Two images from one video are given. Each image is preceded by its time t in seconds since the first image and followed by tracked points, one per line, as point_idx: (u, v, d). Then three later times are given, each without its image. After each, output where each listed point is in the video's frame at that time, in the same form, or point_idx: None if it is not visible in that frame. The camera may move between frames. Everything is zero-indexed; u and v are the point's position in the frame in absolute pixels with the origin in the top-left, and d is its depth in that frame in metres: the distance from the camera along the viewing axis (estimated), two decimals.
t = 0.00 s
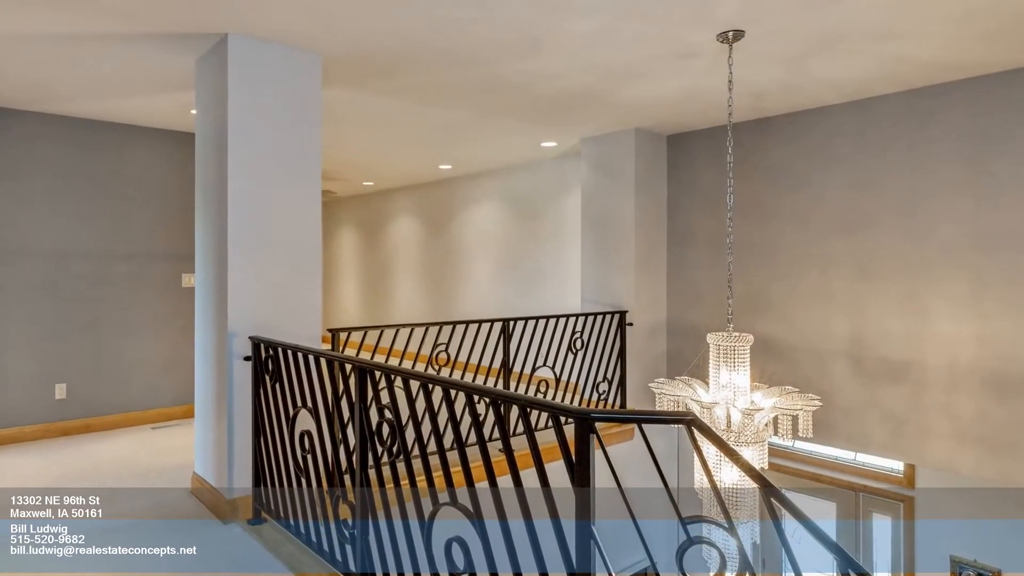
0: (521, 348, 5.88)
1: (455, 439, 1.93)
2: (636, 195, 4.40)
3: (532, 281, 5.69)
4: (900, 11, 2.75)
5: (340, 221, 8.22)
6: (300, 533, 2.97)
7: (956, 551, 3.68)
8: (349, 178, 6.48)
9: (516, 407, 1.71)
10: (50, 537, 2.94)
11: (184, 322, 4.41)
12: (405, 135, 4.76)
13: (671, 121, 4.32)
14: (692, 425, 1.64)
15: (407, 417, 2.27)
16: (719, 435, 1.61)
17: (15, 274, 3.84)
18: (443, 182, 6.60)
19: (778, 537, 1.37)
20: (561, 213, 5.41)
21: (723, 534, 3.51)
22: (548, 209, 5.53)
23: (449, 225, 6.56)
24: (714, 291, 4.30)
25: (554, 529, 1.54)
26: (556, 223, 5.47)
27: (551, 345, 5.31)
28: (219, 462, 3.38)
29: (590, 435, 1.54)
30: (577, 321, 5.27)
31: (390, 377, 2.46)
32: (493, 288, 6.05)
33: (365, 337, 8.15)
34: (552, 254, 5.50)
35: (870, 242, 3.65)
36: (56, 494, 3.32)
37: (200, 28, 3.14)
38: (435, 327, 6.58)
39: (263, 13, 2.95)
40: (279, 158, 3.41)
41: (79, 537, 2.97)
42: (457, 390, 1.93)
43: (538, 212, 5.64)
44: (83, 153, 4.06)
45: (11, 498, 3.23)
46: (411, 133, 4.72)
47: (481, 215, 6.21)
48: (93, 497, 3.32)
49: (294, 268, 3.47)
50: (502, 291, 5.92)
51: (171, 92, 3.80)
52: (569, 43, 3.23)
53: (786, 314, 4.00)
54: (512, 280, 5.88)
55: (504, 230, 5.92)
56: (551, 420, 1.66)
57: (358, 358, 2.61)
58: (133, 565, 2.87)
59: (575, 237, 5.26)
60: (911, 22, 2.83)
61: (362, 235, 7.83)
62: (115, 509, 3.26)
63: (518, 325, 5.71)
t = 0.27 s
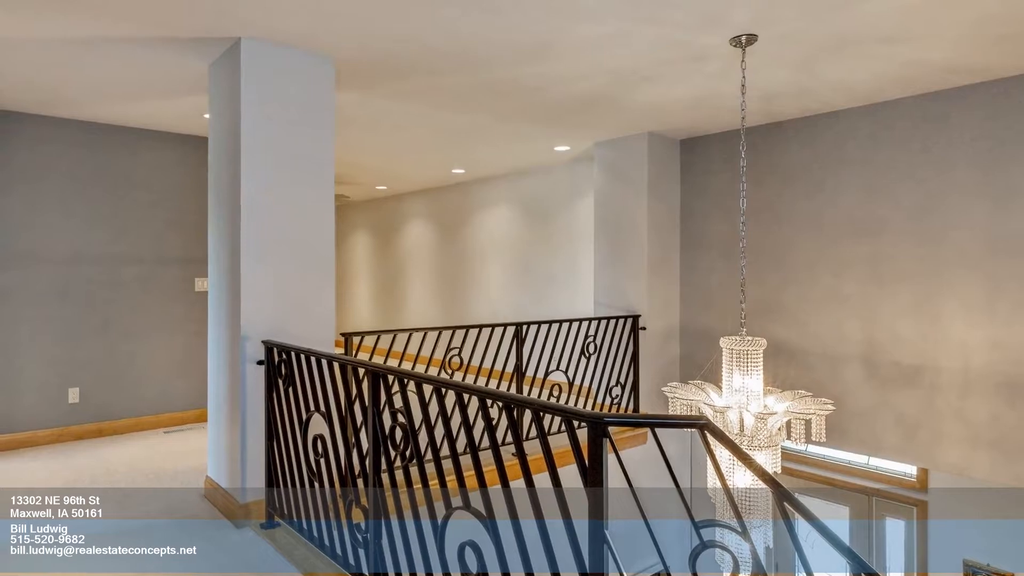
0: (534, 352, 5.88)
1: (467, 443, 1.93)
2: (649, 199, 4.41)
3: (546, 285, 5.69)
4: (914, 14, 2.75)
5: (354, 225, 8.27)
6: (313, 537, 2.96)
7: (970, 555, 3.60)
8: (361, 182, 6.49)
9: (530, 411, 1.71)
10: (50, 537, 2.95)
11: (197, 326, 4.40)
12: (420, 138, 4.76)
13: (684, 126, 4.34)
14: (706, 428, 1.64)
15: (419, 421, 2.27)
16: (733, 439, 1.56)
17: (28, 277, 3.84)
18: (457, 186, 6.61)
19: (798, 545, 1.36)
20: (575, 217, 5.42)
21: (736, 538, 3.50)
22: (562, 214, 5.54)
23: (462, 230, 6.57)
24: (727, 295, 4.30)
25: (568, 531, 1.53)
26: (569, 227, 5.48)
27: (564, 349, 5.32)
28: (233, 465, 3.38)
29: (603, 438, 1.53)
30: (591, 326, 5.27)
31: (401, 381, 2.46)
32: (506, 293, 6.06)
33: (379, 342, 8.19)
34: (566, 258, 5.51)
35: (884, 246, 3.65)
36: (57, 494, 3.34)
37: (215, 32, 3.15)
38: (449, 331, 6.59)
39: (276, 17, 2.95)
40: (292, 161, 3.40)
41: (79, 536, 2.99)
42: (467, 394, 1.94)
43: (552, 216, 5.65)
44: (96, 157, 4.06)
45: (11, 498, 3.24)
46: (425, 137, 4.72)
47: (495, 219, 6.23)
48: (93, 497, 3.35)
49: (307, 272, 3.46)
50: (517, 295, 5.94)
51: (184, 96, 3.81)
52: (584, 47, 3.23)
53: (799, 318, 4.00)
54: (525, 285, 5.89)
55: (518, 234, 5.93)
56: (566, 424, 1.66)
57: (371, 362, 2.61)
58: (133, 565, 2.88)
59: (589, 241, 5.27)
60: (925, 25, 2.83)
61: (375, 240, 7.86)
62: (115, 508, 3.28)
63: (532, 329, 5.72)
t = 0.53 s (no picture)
0: (547, 356, 5.91)
1: (482, 447, 1.93)
2: (662, 203, 4.41)
3: (558, 289, 5.71)
4: (927, 19, 2.75)
5: (368, 229, 8.33)
6: (326, 541, 2.96)
7: (982, 559, 3.57)
8: (375, 186, 6.52)
9: (543, 415, 1.71)
10: (50, 537, 2.97)
11: (210, 331, 4.40)
12: (435, 143, 4.77)
13: (697, 131, 4.34)
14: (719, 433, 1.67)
15: (433, 425, 2.28)
16: (747, 444, 1.66)
17: (39, 281, 3.84)
18: (470, 191, 6.64)
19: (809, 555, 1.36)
20: (589, 221, 5.43)
21: (750, 541, 3.51)
22: (574, 218, 5.56)
23: (475, 234, 6.60)
24: (740, 299, 4.30)
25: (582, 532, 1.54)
26: (582, 231, 5.49)
27: (577, 353, 5.33)
28: (246, 471, 3.38)
29: (616, 443, 1.54)
30: (603, 330, 5.28)
31: (415, 385, 2.47)
32: (520, 297, 6.08)
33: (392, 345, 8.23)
34: (579, 262, 5.51)
35: (896, 250, 3.65)
36: (57, 494, 3.36)
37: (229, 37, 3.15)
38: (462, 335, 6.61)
39: (287, 21, 2.95)
40: (305, 165, 3.40)
41: (79, 537, 3.01)
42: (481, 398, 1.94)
43: (565, 220, 5.66)
44: (108, 161, 4.06)
45: (11, 498, 3.27)
46: (439, 142, 4.73)
47: (508, 223, 6.24)
48: (93, 497, 3.37)
49: (319, 276, 3.46)
50: (531, 299, 5.95)
51: (197, 101, 3.81)
52: (598, 52, 3.24)
53: (812, 322, 4.00)
54: (538, 289, 5.90)
55: (531, 238, 5.95)
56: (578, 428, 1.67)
57: (384, 367, 2.61)
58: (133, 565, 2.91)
59: (602, 246, 5.28)
60: (937, 30, 2.83)
61: (389, 244, 7.91)
62: (114, 508, 3.30)
63: (545, 333, 5.74)
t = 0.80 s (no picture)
0: (560, 360, 5.92)
1: (494, 450, 1.94)
2: (675, 207, 4.41)
3: (571, 293, 5.72)
4: (940, 22, 2.75)
5: (380, 233, 8.37)
6: (339, 545, 2.96)
7: (996, 563, 3.51)
8: (387, 190, 6.55)
9: (556, 419, 1.71)
10: (50, 537, 2.99)
11: (223, 335, 4.40)
12: (449, 148, 4.78)
13: (710, 135, 4.35)
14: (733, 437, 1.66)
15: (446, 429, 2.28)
16: (759, 448, 1.63)
17: (50, 284, 3.84)
18: (483, 195, 6.66)
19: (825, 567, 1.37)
20: (602, 225, 5.43)
21: (762, 546, 3.50)
22: (587, 223, 5.58)
23: (487, 238, 6.62)
24: (753, 303, 4.30)
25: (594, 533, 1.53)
26: (595, 235, 5.50)
27: (590, 357, 5.34)
28: (259, 475, 3.37)
29: (628, 446, 1.53)
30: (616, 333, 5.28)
31: (428, 388, 2.47)
32: (533, 301, 6.10)
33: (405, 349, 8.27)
34: (592, 267, 5.51)
35: (909, 254, 3.65)
36: (56, 494, 3.38)
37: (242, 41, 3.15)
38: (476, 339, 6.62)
39: (300, 24, 2.94)
40: (317, 169, 3.40)
41: (79, 537, 3.03)
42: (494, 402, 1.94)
43: (579, 225, 5.67)
44: (119, 165, 4.06)
45: (10, 498, 3.29)
46: (453, 146, 4.74)
47: (522, 227, 6.26)
48: (92, 497, 3.39)
49: (332, 280, 3.46)
50: (545, 304, 5.96)
51: (209, 105, 3.81)
52: (611, 56, 3.23)
53: (825, 326, 4.00)
54: (551, 293, 5.91)
55: (544, 242, 5.97)
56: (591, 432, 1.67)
57: (398, 371, 2.61)
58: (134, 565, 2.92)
59: (615, 250, 5.28)
60: (951, 33, 2.83)
61: (402, 248, 7.95)
62: (115, 508, 3.32)
63: (559, 337, 5.76)
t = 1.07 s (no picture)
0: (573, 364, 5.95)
1: (509, 454, 1.94)
2: (688, 211, 4.42)
3: (584, 297, 5.73)
4: (954, 27, 2.75)
5: (393, 238, 8.43)
6: (352, 550, 2.95)
7: (1010, 568, 3.45)
8: (400, 194, 6.58)
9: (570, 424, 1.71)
10: (51, 537, 3.00)
11: (235, 339, 4.40)
12: (463, 152, 4.80)
13: (723, 139, 4.36)
14: (745, 441, 1.66)
15: (459, 434, 2.29)
16: (773, 452, 1.62)
17: (61, 288, 3.83)
18: (496, 199, 6.70)
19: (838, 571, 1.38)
20: (614, 229, 5.44)
21: (776, 550, 3.50)
22: (600, 227, 5.59)
23: (501, 242, 6.65)
24: (766, 307, 4.30)
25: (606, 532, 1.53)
26: (608, 240, 5.52)
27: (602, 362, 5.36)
28: (272, 479, 3.36)
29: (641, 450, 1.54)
30: (629, 337, 5.30)
31: (442, 392, 2.47)
32: (546, 305, 6.12)
33: (418, 353, 8.31)
34: (606, 271, 5.52)
35: (922, 258, 3.64)
36: (56, 494, 3.41)
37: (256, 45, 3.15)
38: (489, 343, 6.65)
39: (314, 28, 2.94)
40: (330, 173, 3.40)
41: (79, 537, 3.04)
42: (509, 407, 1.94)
43: (591, 229, 5.69)
44: (132, 168, 4.06)
45: (11, 498, 3.33)
46: (469, 150, 4.76)
47: (534, 231, 6.29)
48: (93, 497, 3.41)
49: (345, 285, 3.45)
50: (559, 308, 5.97)
51: (222, 109, 3.81)
52: (625, 60, 3.24)
53: (838, 330, 4.00)
54: (564, 296, 5.93)
55: (558, 246, 5.99)
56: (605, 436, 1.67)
57: (411, 375, 2.61)
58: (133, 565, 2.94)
59: (627, 254, 5.29)
60: (965, 37, 2.83)
61: (416, 252, 8.00)
62: (114, 508, 3.34)
63: (571, 342, 5.79)
